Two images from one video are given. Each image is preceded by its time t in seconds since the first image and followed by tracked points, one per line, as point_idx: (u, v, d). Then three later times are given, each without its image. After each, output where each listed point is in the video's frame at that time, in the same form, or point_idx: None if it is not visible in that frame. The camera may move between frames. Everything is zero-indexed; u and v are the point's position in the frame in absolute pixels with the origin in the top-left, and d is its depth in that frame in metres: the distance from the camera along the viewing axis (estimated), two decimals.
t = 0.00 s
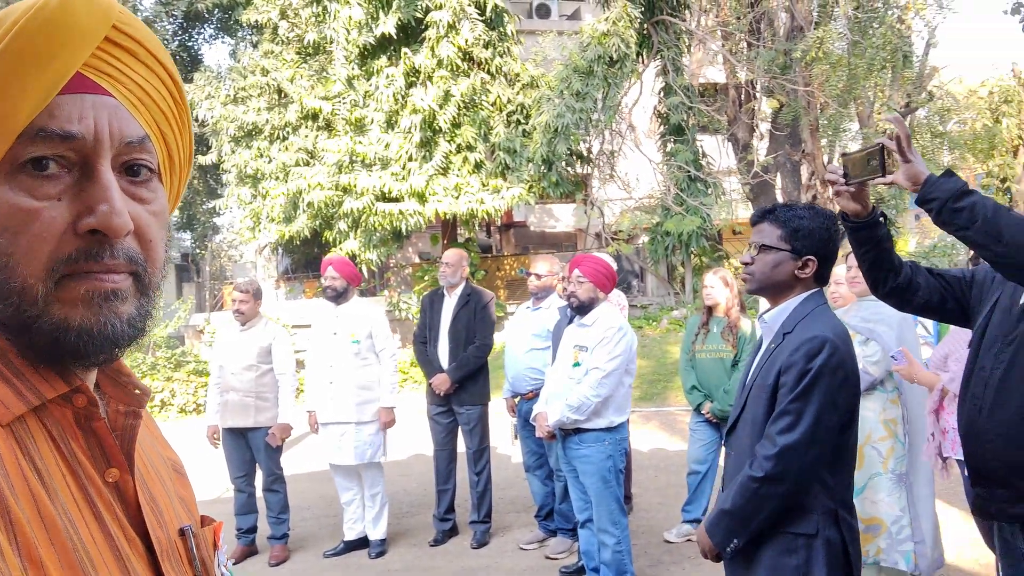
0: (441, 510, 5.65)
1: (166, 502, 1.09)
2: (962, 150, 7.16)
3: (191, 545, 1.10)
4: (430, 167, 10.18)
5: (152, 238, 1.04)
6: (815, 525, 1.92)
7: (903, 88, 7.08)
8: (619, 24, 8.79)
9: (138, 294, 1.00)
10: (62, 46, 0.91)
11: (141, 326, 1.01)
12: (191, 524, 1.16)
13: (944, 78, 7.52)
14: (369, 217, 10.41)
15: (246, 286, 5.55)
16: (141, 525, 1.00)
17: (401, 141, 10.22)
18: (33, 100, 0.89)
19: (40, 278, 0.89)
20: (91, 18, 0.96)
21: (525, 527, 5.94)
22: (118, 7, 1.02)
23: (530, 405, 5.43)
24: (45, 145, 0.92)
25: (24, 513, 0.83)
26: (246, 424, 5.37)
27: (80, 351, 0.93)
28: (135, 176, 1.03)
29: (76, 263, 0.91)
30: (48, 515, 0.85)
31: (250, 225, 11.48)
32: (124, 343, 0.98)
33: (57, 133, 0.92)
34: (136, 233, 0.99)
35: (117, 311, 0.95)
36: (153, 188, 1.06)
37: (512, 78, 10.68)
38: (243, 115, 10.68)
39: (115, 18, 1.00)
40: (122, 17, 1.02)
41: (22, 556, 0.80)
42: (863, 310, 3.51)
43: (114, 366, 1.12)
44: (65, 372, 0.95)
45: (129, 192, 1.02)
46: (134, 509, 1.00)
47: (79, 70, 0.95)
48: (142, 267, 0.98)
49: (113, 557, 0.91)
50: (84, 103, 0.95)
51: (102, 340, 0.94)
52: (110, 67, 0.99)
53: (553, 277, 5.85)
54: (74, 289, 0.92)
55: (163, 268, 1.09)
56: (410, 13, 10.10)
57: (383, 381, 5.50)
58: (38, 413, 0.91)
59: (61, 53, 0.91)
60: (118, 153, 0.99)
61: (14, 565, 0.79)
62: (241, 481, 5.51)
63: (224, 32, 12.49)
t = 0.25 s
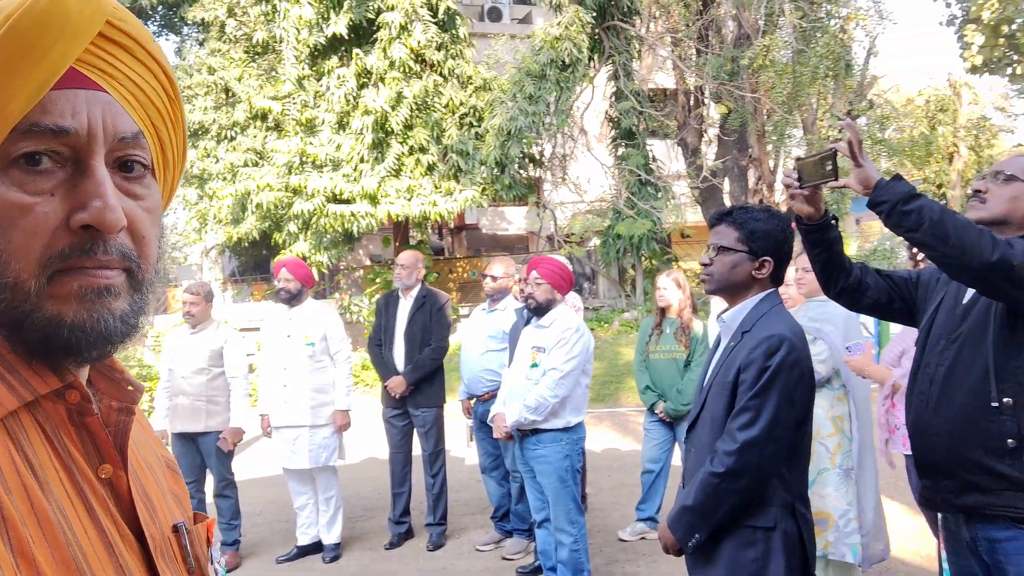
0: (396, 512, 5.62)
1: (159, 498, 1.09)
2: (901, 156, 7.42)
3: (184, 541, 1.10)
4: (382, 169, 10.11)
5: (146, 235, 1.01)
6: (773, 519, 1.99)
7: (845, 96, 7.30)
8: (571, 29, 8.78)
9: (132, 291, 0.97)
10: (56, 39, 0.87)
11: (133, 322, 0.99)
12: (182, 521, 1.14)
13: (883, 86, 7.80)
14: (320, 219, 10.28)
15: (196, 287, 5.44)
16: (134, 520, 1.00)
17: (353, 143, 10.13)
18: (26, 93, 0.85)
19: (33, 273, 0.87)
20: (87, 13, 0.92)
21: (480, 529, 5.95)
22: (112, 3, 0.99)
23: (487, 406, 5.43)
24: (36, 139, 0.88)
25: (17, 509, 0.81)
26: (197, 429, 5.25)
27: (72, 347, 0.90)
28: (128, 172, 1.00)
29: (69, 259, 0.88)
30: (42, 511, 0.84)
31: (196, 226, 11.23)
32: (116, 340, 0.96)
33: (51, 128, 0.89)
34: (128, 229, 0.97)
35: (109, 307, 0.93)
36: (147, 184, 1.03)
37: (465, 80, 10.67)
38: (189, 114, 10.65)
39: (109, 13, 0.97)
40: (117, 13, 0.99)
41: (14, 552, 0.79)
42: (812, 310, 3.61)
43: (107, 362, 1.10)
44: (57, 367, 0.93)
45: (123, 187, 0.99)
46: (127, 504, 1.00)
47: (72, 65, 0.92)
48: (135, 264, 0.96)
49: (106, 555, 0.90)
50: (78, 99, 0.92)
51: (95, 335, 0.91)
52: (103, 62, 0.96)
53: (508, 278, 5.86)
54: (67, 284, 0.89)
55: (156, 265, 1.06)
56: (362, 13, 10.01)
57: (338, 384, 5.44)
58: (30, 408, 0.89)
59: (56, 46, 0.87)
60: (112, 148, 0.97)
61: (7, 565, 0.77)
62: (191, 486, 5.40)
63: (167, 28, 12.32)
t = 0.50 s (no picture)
0: (356, 516, 5.59)
1: (166, 494, 1.10)
2: (848, 163, 7.66)
3: (190, 537, 1.10)
4: (338, 171, 10.04)
5: (155, 234, 1.01)
6: (734, 513, 2.06)
7: (795, 104, 7.48)
8: (529, 33, 8.95)
9: (140, 289, 0.97)
10: (69, 40, 0.89)
11: (140, 320, 0.99)
12: (189, 518, 1.14)
13: (831, 95, 8.03)
14: (274, 221, 10.16)
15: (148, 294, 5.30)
16: (140, 516, 1.01)
17: (309, 144, 10.03)
18: (38, 92, 0.86)
19: (43, 270, 0.87)
20: (99, 13, 0.93)
21: (440, 531, 5.95)
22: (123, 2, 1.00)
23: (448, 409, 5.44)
24: (45, 137, 0.89)
25: (24, 501, 0.82)
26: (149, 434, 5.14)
27: (80, 344, 0.91)
28: (138, 170, 1.00)
29: (79, 256, 0.89)
30: (49, 503, 0.85)
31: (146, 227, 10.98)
32: (124, 337, 0.96)
33: (62, 126, 0.89)
34: (137, 227, 0.97)
35: (118, 304, 0.93)
36: (156, 183, 1.03)
37: (423, 83, 10.67)
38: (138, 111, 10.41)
39: (120, 13, 0.98)
40: (127, 14, 1.00)
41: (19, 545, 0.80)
42: (767, 311, 3.70)
43: (114, 359, 1.10)
44: (65, 364, 0.93)
45: (133, 186, 0.99)
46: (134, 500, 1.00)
47: (84, 64, 0.93)
48: (143, 262, 0.96)
49: (113, 550, 0.90)
50: (89, 97, 0.92)
51: (103, 332, 0.91)
52: (113, 60, 0.97)
53: (469, 281, 5.88)
54: (77, 281, 0.89)
55: (164, 264, 1.06)
56: (318, 14, 9.94)
57: (297, 387, 5.39)
58: (37, 404, 0.90)
59: (66, 47, 0.88)
60: (122, 147, 0.97)
61: (14, 556, 0.78)
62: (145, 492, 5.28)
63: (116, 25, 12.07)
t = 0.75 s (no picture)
0: (311, 520, 5.54)
1: (174, 494, 1.08)
2: (793, 168, 7.88)
3: (199, 537, 1.08)
4: (290, 172, 9.92)
5: (161, 236, 1.00)
6: (692, 509, 2.12)
7: (743, 111, 7.70)
8: (483, 37, 8.97)
9: (146, 291, 0.96)
10: (76, 42, 0.87)
11: (146, 322, 0.98)
12: (196, 518, 1.13)
13: (777, 102, 8.24)
14: (224, 222, 9.98)
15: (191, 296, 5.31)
16: (149, 517, 0.99)
17: (260, 144, 9.89)
18: (45, 94, 0.85)
19: (49, 273, 0.85)
20: (106, 15, 0.91)
21: (397, 534, 5.93)
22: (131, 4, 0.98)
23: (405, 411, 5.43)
24: (54, 140, 0.87)
25: (33, 504, 0.80)
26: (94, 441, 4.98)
27: (87, 347, 0.89)
28: (144, 172, 0.99)
29: (86, 259, 0.87)
30: (58, 505, 0.83)
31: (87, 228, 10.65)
32: (130, 339, 0.95)
33: (70, 128, 0.87)
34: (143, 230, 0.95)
35: (125, 307, 0.91)
36: (162, 186, 1.02)
37: (376, 84, 10.62)
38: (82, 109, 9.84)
39: (128, 15, 0.96)
40: (135, 15, 0.98)
41: (30, 548, 0.78)
42: (720, 313, 3.80)
43: (122, 360, 1.08)
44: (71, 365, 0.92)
45: (139, 188, 0.97)
46: (144, 501, 0.99)
47: (91, 67, 0.91)
48: (149, 265, 0.94)
49: (123, 552, 0.89)
50: (96, 99, 0.90)
51: (109, 336, 0.90)
52: (121, 62, 0.95)
53: (426, 283, 5.87)
54: (83, 284, 0.87)
55: (170, 266, 1.05)
56: (269, 13, 9.80)
57: (251, 391, 5.31)
58: (44, 405, 0.88)
59: (73, 50, 0.87)
60: (129, 149, 0.95)
61: (23, 557, 0.76)
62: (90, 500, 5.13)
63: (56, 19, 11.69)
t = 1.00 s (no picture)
0: (268, 524, 5.47)
1: (170, 492, 1.08)
2: (746, 172, 8.05)
3: (196, 536, 1.08)
4: (244, 172, 9.76)
5: (156, 236, 1.00)
6: (654, 505, 2.16)
7: (697, 114, 8.01)
8: (441, 38, 8.95)
9: (141, 291, 0.96)
10: (68, 44, 0.89)
11: (142, 323, 0.98)
12: (195, 517, 1.13)
13: (730, 107, 8.40)
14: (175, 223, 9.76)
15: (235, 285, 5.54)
16: (145, 517, 0.99)
17: (213, 144, 9.72)
18: (39, 94, 0.86)
19: (44, 273, 0.86)
20: (98, 14, 0.93)
21: (356, 537, 5.89)
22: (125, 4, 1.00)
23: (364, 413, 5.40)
24: (49, 139, 0.88)
25: (27, 504, 0.81)
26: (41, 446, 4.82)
27: (81, 346, 0.89)
28: (140, 172, 0.99)
29: (79, 259, 0.87)
30: (52, 504, 0.83)
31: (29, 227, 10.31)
32: (125, 339, 0.95)
33: (63, 128, 0.88)
34: (139, 230, 0.95)
35: (119, 307, 0.92)
36: (158, 185, 1.02)
37: (332, 84, 10.53)
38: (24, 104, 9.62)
39: (121, 14, 0.97)
40: (128, 14, 0.99)
41: (22, 547, 0.78)
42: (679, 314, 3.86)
43: (118, 360, 1.09)
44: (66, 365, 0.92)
45: (134, 188, 0.98)
46: (139, 500, 0.99)
47: (86, 66, 0.92)
48: (144, 265, 0.95)
49: (118, 552, 0.89)
50: (89, 98, 0.91)
51: (104, 335, 0.90)
52: (115, 61, 0.96)
53: (385, 285, 5.84)
54: (77, 284, 0.88)
55: (165, 267, 1.05)
56: (223, 10, 9.63)
57: (207, 394, 5.21)
58: (41, 405, 0.89)
59: (66, 50, 0.88)
60: (123, 149, 0.96)
61: (16, 557, 0.77)
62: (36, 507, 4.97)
63: None
